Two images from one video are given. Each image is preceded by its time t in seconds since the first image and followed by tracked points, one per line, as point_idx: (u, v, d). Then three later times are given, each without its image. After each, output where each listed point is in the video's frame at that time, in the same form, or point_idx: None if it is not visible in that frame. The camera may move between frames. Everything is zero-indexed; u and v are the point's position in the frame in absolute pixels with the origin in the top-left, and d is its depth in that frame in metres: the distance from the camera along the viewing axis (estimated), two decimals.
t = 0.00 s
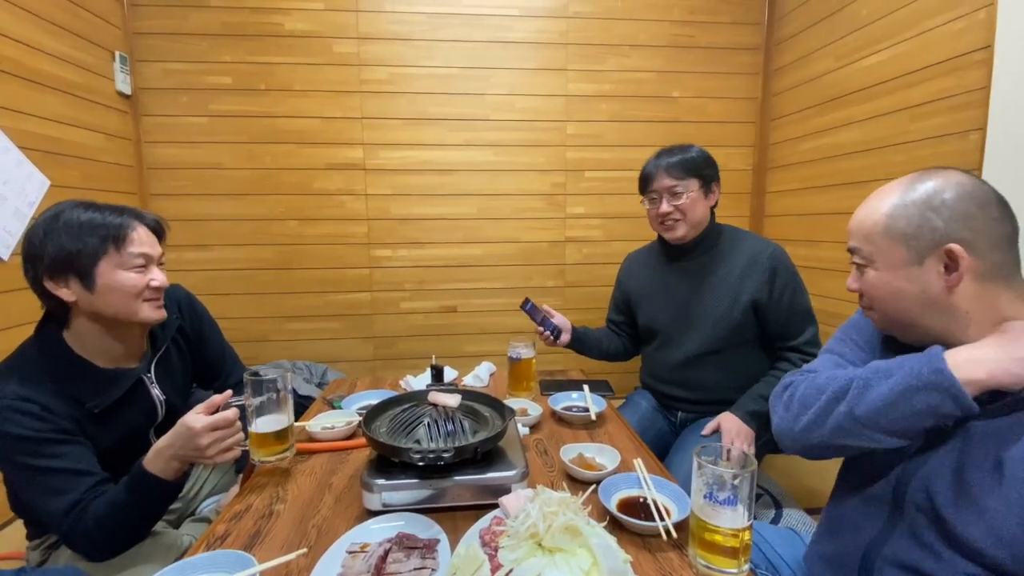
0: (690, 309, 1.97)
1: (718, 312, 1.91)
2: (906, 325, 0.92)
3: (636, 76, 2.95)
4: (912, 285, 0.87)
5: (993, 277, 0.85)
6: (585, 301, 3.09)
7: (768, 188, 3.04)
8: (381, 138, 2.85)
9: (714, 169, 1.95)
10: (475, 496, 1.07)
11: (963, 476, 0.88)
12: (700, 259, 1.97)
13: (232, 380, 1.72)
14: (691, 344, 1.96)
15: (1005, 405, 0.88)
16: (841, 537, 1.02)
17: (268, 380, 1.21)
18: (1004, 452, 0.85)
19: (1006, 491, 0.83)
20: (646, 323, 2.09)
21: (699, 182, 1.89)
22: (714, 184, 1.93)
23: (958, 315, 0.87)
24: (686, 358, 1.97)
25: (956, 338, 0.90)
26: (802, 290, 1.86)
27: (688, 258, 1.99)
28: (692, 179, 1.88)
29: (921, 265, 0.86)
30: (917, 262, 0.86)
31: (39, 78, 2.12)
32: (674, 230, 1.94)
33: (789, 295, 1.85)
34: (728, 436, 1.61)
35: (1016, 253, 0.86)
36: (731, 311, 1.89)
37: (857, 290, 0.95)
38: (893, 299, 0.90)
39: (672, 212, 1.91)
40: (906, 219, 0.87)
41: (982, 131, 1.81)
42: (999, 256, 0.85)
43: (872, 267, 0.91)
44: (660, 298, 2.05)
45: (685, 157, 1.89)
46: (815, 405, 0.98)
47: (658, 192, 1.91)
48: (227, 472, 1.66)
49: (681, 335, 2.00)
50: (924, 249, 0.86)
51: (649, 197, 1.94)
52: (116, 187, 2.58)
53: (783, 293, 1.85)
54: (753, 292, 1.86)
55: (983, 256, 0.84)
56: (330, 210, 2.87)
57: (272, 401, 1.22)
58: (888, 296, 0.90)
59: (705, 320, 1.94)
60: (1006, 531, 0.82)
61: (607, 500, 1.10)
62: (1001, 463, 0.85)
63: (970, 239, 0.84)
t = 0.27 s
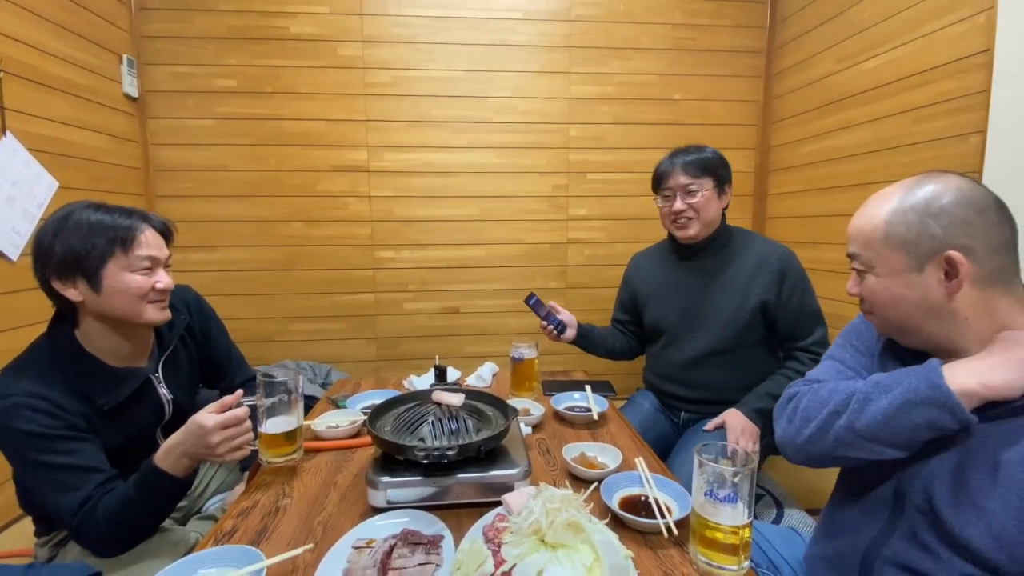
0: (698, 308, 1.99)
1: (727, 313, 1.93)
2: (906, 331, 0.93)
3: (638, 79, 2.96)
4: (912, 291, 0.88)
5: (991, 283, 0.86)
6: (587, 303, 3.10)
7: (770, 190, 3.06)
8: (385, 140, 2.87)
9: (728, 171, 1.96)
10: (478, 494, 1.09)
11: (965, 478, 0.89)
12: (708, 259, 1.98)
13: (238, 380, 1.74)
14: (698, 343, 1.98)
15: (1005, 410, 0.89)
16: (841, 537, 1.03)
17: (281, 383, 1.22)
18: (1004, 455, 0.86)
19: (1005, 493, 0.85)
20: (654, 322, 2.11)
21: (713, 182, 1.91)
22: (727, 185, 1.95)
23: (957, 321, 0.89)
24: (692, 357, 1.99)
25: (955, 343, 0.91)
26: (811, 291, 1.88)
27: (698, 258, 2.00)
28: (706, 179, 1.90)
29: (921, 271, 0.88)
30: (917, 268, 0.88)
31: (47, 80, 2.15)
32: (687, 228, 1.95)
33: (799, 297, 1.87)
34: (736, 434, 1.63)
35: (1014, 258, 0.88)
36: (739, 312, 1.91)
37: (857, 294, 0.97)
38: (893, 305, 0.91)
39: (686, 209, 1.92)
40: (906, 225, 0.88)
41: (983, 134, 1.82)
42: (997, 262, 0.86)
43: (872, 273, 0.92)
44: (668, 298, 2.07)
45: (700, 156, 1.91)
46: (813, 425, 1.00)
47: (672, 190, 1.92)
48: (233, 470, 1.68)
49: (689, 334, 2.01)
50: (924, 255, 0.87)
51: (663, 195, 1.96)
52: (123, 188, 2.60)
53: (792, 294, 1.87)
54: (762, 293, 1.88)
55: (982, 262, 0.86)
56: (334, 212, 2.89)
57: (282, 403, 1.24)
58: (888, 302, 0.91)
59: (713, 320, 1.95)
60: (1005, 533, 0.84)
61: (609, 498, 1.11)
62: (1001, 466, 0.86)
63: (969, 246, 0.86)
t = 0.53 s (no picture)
0: (706, 308, 1.99)
1: (736, 313, 1.93)
2: (916, 334, 0.93)
3: (641, 81, 2.97)
4: (928, 293, 0.88)
5: (1002, 286, 0.87)
6: (589, 304, 3.11)
7: (772, 192, 3.06)
8: (389, 142, 2.88)
9: (728, 175, 1.92)
10: (481, 494, 1.09)
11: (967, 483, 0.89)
12: (719, 260, 1.99)
13: (242, 381, 1.75)
14: (706, 343, 1.98)
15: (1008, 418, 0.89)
16: (839, 539, 1.03)
17: (286, 384, 1.23)
18: (1004, 463, 0.87)
19: (1006, 499, 0.85)
20: (660, 321, 2.11)
21: (703, 193, 1.89)
22: (725, 191, 1.91)
23: (969, 324, 0.89)
24: (698, 356, 1.99)
25: (964, 347, 0.91)
26: (822, 294, 1.88)
27: (706, 259, 2.01)
28: (696, 191, 1.89)
29: (936, 273, 0.87)
30: (933, 271, 0.87)
31: (53, 83, 2.16)
32: (682, 237, 1.98)
33: (807, 299, 1.87)
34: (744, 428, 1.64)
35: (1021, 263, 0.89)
36: (748, 313, 1.91)
37: (866, 297, 0.95)
38: (906, 309, 0.90)
39: (677, 221, 1.95)
40: (923, 226, 0.88)
41: (986, 136, 1.82)
42: (1009, 265, 0.87)
43: (884, 276, 0.91)
44: (676, 297, 2.07)
45: (690, 167, 1.90)
46: (814, 430, 1.00)
47: (664, 202, 1.96)
48: (237, 471, 1.69)
49: (695, 334, 2.01)
50: (940, 257, 0.87)
51: (658, 205, 2.00)
52: (128, 190, 2.62)
53: (803, 297, 1.87)
54: (772, 294, 1.89)
55: (995, 265, 0.86)
56: (338, 213, 2.90)
57: (287, 404, 1.24)
58: (902, 305, 0.90)
59: (721, 320, 1.96)
60: (1005, 537, 0.84)
61: (612, 499, 1.12)
62: (1002, 473, 0.86)
63: (983, 248, 0.86)
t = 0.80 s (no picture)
0: (712, 306, 1.99)
1: (742, 312, 1.93)
2: (970, 332, 0.90)
3: (642, 80, 2.97)
4: (997, 286, 0.86)
5: None
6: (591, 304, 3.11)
7: (774, 192, 3.06)
8: (390, 143, 2.88)
9: (727, 177, 1.91)
10: (483, 493, 1.09)
11: (965, 489, 0.92)
12: (725, 259, 1.98)
13: (244, 381, 1.75)
14: (711, 341, 1.98)
15: (1006, 422, 0.91)
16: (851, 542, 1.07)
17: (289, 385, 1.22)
18: (1002, 469, 0.89)
19: (1005, 504, 0.88)
20: (666, 320, 2.11)
21: (703, 196, 1.89)
22: (725, 193, 1.90)
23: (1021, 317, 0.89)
24: (703, 355, 1.99)
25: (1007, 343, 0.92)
26: (827, 294, 1.88)
27: (712, 258, 2.01)
28: (694, 194, 1.89)
29: (1005, 264, 0.86)
30: (1002, 262, 0.86)
31: (56, 84, 2.17)
32: (684, 240, 1.99)
33: (812, 300, 1.87)
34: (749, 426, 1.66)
35: None
36: (754, 312, 1.91)
37: (916, 295, 0.91)
38: (971, 304, 0.87)
39: (677, 225, 1.96)
40: (993, 215, 0.86)
41: (988, 135, 1.82)
42: None
43: (948, 270, 0.87)
44: (682, 295, 2.07)
45: (688, 171, 1.90)
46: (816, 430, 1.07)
47: (664, 206, 1.97)
48: (239, 470, 1.69)
49: (702, 333, 2.01)
50: (1010, 247, 0.86)
51: (659, 209, 2.01)
52: (131, 191, 2.62)
53: (808, 296, 1.87)
54: (778, 293, 1.88)
55: None
56: (339, 213, 2.91)
57: (291, 404, 1.24)
58: (968, 300, 0.87)
59: (727, 318, 1.96)
60: (1004, 542, 0.87)
61: (614, 498, 1.12)
62: (1000, 479, 0.89)
63: None
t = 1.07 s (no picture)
0: (717, 313, 2.00)
1: (746, 318, 1.93)
2: (974, 343, 0.90)
3: (645, 88, 2.98)
4: (1001, 296, 0.86)
5: None
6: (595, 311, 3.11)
7: (778, 198, 3.06)
8: (395, 152, 2.90)
9: (728, 187, 1.92)
10: (488, 504, 1.09)
11: (969, 501, 0.92)
12: (730, 265, 1.98)
13: (251, 391, 1.76)
14: (716, 348, 1.98)
15: (1009, 433, 0.91)
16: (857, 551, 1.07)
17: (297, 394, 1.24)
18: (1006, 481, 0.89)
19: (1010, 516, 0.88)
20: (672, 327, 2.12)
21: (704, 206, 1.90)
22: (726, 203, 1.91)
23: None
24: (709, 361, 1.99)
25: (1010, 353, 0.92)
26: (831, 299, 1.87)
27: (714, 266, 2.01)
28: (696, 205, 1.90)
29: (1009, 274, 0.86)
30: (1006, 271, 0.86)
31: (67, 98, 2.20)
32: (687, 251, 2.00)
33: (815, 306, 1.87)
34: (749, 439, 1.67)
35: None
36: (759, 317, 1.91)
37: (919, 306, 0.91)
38: (977, 314, 0.87)
39: (679, 235, 1.96)
40: (996, 225, 0.86)
41: (992, 140, 1.82)
42: None
43: (954, 280, 0.87)
44: (687, 302, 2.07)
45: (689, 181, 1.91)
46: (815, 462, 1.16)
47: (666, 217, 1.97)
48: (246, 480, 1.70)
49: (707, 340, 2.01)
50: (1013, 257, 0.86)
51: (660, 220, 2.01)
52: (139, 201, 2.65)
53: (812, 301, 1.87)
54: (782, 299, 1.89)
55: None
56: (345, 222, 2.93)
57: (297, 414, 1.27)
58: (972, 311, 0.87)
59: (732, 325, 1.96)
60: (1010, 553, 0.87)
61: (618, 508, 1.12)
62: (1004, 491, 0.89)
63: None
